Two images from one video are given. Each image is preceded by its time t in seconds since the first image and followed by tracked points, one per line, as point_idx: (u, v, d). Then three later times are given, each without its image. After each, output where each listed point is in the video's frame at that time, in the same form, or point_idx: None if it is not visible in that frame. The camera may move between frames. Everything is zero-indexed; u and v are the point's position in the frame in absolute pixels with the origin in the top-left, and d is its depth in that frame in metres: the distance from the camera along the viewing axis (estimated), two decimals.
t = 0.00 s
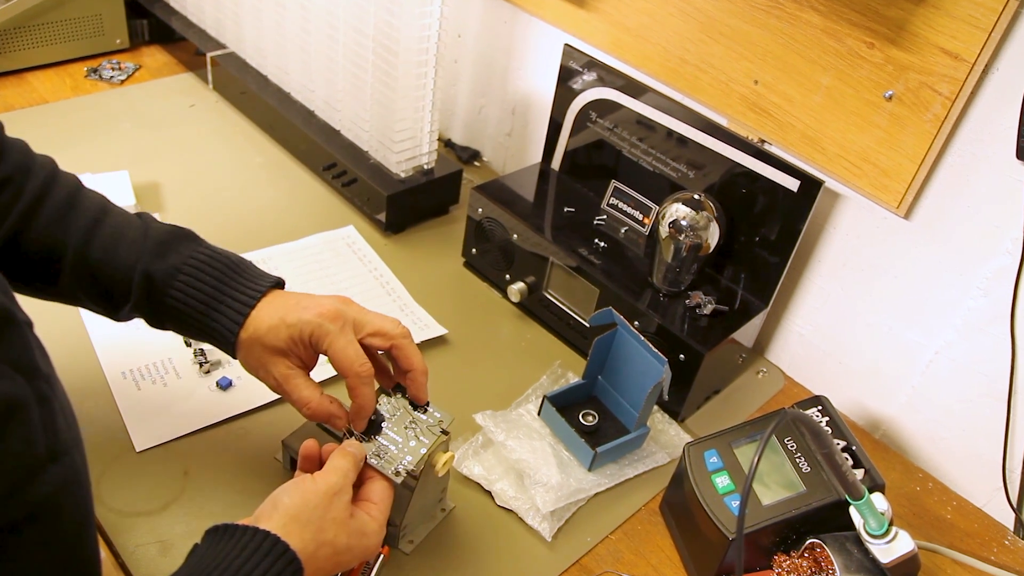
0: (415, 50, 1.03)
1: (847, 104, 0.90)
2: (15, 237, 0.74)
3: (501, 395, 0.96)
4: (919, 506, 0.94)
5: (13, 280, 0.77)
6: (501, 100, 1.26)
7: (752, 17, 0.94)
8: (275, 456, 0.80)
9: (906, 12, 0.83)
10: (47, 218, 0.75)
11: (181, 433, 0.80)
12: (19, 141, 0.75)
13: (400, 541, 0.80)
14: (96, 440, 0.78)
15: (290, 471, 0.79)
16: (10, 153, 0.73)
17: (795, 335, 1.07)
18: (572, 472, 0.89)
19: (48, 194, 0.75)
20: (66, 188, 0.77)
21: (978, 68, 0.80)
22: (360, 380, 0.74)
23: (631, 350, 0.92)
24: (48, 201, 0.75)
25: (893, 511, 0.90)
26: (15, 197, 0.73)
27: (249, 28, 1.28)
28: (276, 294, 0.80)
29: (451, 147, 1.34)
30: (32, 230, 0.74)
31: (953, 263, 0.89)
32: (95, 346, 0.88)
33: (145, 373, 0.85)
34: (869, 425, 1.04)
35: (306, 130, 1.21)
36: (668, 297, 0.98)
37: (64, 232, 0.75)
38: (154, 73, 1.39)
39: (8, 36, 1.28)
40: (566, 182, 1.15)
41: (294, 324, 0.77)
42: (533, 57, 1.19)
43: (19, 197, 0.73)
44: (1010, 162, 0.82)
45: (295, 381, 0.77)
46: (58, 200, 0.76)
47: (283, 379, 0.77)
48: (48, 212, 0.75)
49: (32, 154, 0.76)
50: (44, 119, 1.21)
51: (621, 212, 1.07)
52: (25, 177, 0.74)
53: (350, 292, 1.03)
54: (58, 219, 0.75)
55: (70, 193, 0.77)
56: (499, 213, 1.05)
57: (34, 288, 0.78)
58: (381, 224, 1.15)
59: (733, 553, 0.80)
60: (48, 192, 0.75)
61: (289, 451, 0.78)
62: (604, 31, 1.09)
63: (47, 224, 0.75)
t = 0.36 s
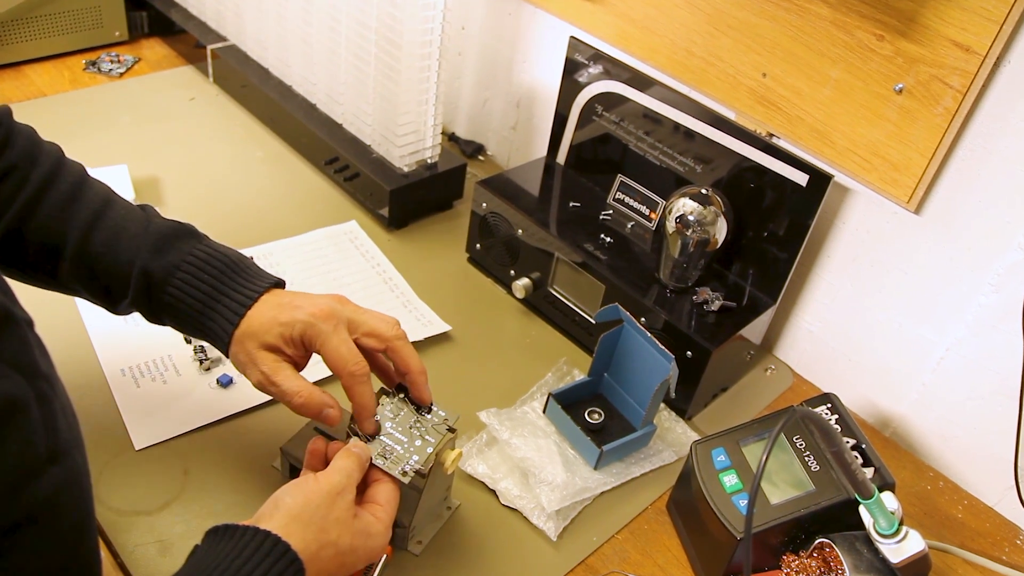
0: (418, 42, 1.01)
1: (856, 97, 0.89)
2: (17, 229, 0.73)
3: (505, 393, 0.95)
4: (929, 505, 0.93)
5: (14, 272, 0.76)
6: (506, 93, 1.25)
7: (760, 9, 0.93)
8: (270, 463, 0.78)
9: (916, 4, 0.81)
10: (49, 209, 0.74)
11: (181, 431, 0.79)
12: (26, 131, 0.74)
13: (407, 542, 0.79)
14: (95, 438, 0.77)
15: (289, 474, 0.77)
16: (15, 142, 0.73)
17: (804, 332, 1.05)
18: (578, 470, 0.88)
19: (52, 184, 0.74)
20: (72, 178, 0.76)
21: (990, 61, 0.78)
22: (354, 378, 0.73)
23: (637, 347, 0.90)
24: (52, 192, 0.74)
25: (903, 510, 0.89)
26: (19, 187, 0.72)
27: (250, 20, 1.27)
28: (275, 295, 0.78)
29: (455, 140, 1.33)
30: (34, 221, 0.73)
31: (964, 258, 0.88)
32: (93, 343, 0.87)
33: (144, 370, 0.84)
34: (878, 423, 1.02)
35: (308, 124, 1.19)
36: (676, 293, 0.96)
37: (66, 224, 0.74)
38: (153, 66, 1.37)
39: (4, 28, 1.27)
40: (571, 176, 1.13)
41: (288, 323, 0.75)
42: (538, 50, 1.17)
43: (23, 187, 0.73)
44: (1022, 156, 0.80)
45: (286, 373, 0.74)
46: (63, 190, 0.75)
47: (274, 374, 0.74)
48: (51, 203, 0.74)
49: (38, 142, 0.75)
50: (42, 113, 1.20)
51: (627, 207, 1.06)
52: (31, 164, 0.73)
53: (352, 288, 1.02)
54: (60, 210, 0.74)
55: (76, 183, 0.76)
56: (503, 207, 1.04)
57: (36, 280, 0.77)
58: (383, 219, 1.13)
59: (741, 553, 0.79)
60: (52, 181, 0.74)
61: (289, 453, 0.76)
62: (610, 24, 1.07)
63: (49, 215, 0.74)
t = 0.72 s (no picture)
0: (422, 32, 1.00)
1: (868, 89, 0.87)
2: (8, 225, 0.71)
3: (511, 390, 0.94)
4: (943, 504, 0.91)
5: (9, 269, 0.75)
6: (512, 85, 1.23)
7: None
8: (271, 464, 0.76)
9: None
10: (42, 204, 0.72)
11: (181, 429, 0.78)
12: (18, 125, 0.72)
13: (412, 542, 0.78)
14: (94, 436, 0.76)
15: (291, 475, 0.76)
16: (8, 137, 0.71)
17: (815, 328, 1.03)
18: (585, 469, 0.86)
19: (46, 179, 0.73)
20: (66, 173, 0.74)
21: (1005, 51, 0.76)
22: (359, 382, 0.71)
23: (645, 343, 0.89)
24: (45, 187, 0.73)
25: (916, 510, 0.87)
26: (10, 184, 0.71)
27: (252, 11, 1.25)
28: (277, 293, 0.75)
29: (459, 133, 1.31)
30: (26, 218, 0.72)
31: (978, 253, 0.86)
32: (92, 339, 0.85)
33: (144, 366, 0.83)
34: (891, 420, 1.00)
35: (310, 116, 1.18)
36: (685, 288, 0.95)
37: (60, 220, 0.73)
38: (152, 56, 1.36)
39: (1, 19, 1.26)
40: (578, 170, 1.11)
41: (291, 323, 0.74)
42: (544, 41, 1.15)
43: (15, 184, 0.71)
44: None
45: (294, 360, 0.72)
46: (56, 186, 0.73)
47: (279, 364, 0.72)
48: (44, 199, 0.72)
49: (31, 134, 0.73)
50: (40, 105, 1.19)
51: (635, 201, 1.04)
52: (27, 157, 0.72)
53: (355, 283, 1.01)
54: (53, 206, 0.73)
55: (69, 179, 0.74)
56: (509, 201, 1.03)
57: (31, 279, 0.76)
58: (387, 212, 1.12)
59: (751, 552, 0.78)
60: (45, 177, 0.73)
61: (291, 452, 0.75)
62: (618, 14, 1.05)
63: (42, 212, 0.72)
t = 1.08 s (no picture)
0: (426, 21, 0.97)
1: (882, 79, 0.84)
2: (46, 211, 0.68)
3: (517, 386, 0.92)
4: (958, 503, 0.89)
5: (52, 253, 0.70)
6: (518, 75, 1.21)
7: None
8: (272, 464, 0.75)
9: None
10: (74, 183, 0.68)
11: (181, 426, 0.76)
12: (45, 107, 0.69)
13: (418, 542, 0.76)
14: (92, 434, 0.75)
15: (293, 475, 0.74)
16: (35, 121, 0.68)
17: (828, 322, 1.01)
18: (593, 467, 0.85)
19: (83, 154, 0.69)
20: (103, 147, 0.71)
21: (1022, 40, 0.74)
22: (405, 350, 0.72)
23: (654, 338, 0.87)
24: (82, 164, 0.69)
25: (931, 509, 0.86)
26: (42, 168, 0.67)
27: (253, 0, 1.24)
28: (345, 266, 0.72)
29: (465, 124, 1.29)
30: (69, 195, 0.68)
31: (995, 247, 0.84)
32: (89, 336, 0.84)
33: (142, 363, 0.82)
34: (905, 417, 0.98)
35: (313, 107, 1.16)
36: (695, 282, 0.93)
37: (104, 195, 0.69)
38: (151, 46, 1.34)
39: None
40: (586, 161, 1.09)
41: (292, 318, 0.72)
42: (550, 30, 1.13)
43: (48, 166, 0.67)
44: None
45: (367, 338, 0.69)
46: (93, 161, 0.69)
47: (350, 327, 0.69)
48: (82, 174, 0.69)
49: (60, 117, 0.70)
50: (38, 95, 1.18)
51: (644, 193, 1.02)
52: (57, 139, 0.68)
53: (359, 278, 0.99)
54: (93, 180, 0.69)
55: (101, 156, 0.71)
56: (516, 193, 1.01)
57: (74, 263, 0.71)
58: (391, 205, 1.10)
59: (763, 552, 0.76)
60: (82, 152, 0.69)
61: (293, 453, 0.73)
62: (626, 3, 1.03)
63: (82, 189, 0.68)
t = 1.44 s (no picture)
0: (432, 10, 0.96)
1: (898, 68, 0.82)
2: (52, 189, 0.68)
3: (525, 382, 0.90)
4: (976, 502, 0.87)
5: (57, 230, 0.70)
6: (525, 64, 1.18)
7: None
8: (274, 457, 0.74)
9: None
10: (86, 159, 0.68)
11: (180, 423, 0.75)
12: (59, 78, 0.69)
13: (423, 539, 0.75)
14: (91, 430, 0.73)
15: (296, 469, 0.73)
16: (46, 96, 0.67)
17: (843, 317, 0.99)
18: (602, 465, 0.83)
19: (94, 130, 0.69)
20: (116, 124, 0.70)
21: None
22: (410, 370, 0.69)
23: (665, 333, 0.85)
24: (93, 141, 0.69)
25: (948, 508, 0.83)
26: (50, 147, 0.67)
27: None
28: (359, 271, 0.70)
29: (472, 114, 1.26)
30: (78, 173, 0.68)
31: (1014, 240, 0.81)
32: (87, 331, 0.82)
33: (142, 358, 0.80)
34: (921, 414, 0.96)
35: (316, 97, 1.14)
36: (706, 276, 0.91)
37: (112, 174, 0.68)
38: (150, 34, 1.33)
39: None
40: (595, 153, 1.07)
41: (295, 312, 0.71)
42: (558, 18, 1.11)
43: (58, 144, 0.67)
44: None
45: (382, 350, 0.68)
46: (105, 138, 0.69)
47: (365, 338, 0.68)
48: (92, 152, 0.68)
49: (74, 92, 0.70)
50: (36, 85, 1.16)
51: (655, 184, 0.99)
52: (70, 115, 0.68)
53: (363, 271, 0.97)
54: (104, 159, 0.68)
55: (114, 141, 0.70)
56: (523, 185, 0.99)
57: (80, 242, 0.71)
58: (396, 197, 1.08)
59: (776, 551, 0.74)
60: (94, 129, 0.69)
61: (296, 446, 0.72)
62: None
63: (91, 168, 0.68)
